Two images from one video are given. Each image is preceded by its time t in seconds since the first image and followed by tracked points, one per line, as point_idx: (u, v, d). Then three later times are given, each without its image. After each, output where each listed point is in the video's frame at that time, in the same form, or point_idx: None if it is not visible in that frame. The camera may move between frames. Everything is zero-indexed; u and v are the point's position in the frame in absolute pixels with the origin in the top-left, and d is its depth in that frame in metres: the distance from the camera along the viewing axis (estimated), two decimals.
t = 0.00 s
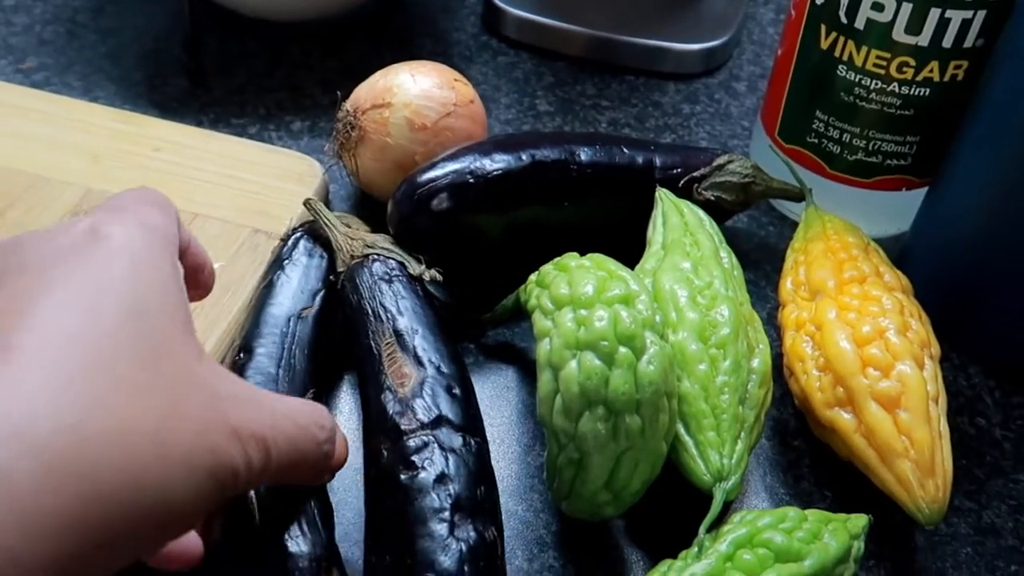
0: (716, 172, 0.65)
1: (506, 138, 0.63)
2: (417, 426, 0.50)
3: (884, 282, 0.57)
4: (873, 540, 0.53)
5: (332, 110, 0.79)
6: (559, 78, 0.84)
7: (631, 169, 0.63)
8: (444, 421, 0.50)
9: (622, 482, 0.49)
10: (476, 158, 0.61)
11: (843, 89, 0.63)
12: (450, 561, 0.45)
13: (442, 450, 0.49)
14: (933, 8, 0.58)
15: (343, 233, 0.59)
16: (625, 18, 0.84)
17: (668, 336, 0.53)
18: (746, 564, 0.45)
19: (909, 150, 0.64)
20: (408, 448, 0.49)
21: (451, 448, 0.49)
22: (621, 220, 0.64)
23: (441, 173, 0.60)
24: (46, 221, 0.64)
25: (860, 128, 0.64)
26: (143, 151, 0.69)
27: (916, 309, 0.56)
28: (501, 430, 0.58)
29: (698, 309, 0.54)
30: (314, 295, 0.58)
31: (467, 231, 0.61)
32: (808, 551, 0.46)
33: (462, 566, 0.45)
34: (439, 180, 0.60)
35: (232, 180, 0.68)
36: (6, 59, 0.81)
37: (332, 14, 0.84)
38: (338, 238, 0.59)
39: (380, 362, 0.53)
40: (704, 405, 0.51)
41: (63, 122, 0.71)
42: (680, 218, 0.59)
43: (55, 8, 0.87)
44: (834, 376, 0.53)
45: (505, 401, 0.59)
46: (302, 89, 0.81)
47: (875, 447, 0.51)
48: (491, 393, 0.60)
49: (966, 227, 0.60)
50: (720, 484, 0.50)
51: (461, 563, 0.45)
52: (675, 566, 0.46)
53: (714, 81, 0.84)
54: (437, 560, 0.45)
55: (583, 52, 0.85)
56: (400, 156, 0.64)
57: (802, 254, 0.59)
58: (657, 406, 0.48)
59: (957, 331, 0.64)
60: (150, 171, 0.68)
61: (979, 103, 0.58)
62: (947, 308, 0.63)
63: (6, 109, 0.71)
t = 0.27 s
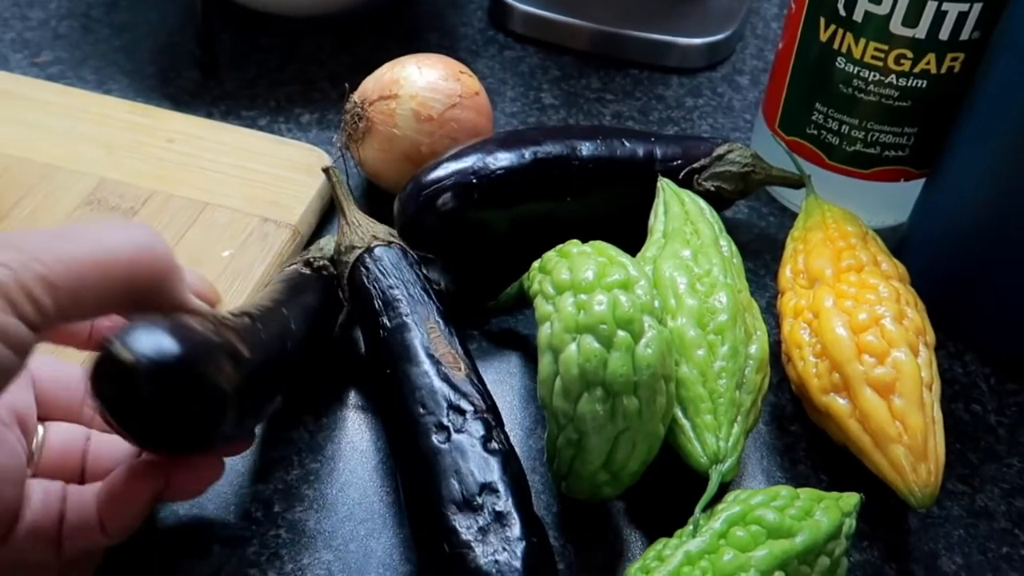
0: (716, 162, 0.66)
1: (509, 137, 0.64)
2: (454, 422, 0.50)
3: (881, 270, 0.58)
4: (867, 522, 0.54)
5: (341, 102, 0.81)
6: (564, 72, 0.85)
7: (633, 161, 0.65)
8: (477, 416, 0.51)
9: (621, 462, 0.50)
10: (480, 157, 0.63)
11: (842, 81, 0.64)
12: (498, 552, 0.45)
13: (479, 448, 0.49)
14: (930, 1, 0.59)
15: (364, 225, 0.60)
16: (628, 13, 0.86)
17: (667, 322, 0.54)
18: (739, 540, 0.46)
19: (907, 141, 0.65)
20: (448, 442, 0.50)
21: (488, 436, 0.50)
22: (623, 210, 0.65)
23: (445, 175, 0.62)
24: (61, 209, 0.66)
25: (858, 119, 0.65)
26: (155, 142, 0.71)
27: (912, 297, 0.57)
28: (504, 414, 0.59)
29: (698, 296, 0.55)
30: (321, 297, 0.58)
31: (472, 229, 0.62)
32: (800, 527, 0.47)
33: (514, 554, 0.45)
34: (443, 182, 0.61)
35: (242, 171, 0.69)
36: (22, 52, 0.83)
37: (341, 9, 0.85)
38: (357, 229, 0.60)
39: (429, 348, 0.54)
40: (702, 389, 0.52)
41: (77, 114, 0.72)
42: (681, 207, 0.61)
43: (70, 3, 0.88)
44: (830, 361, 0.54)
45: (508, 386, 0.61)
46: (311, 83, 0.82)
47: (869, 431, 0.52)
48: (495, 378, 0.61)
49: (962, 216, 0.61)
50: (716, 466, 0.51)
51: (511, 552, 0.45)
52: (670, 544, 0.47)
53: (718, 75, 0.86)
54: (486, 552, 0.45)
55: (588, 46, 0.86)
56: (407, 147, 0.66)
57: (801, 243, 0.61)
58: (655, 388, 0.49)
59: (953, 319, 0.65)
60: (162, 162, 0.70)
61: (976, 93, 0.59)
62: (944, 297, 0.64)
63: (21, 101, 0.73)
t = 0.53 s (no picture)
0: (753, 166, 0.67)
1: (551, 140, 0.66)
2: (474, 417, 0.51)
3: (919, 275, 0.59)
4: (903, 524, 0.55)
5: (380, 102, 0.82)
6: (599, 75, 0.86)
7: (671, 165, 0.66)
8: (497, 413, 0.51)
9: (664, 459, 0.51)
10: (524, 160, 0.64)
11: (880, 89, 0.65)
12: (516, 544, 0.46)
13: (498, 449, 0.50)
14: (970, 10, 0.60)
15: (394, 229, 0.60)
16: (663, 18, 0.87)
17: (709, 323, 0.55)
18: (783, 538, 0.47)
19: (943, 149, 0.66)
20: (472, 438, 0.50)
21: (509, 430, 0.51)
22: (662, 213, 0.66)
23: (490, 178, 0.63)
24: (110, 203, 0.67)
25: (895, 126, 0.66)
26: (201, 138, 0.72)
27: (950, 302, 0.58)
28: (545, 411, 0.60)
29: (738, 298, 0.56)
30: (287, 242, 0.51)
31: (515, 230, 0.64)
32: (841, 526, 0.48)
33: (532, 548, 0.46)
34: (488, 186, 0.62)
35: (286, 168, 0.71)
36: (67, 48, 0.84)
37: (380, 10, 0.86)
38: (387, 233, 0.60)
39: (453, 347, 0.54)
40: (743, 389, 0.53)
41: (124, 109, 0.73)
42: (719, 210, 0.62)
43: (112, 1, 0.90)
44: (870, 365, 0.55)
45: (548, 384, 0.62)
46: (350, 82, 0.83)
47: (908, 434, 0.53)
48: (535, 376, 0.62)
49: (998, 223, 0.62)
50: (757, 465, 0.52)
51: (530, 546, 0.46)
52: (714, 540, 0.48)
53: (751, 80, 0.86)
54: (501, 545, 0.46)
55: (622, 49, 0.87)
56: (450, 146, 0.67)
57: (839, 247, 0.61)
58: (699, 387, 0.50)
59: (987, 326, 0.65)
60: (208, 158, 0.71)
61: (1014, 103, 0.60)
62: (978, 303, 0.65)
63: (69, 95, 0.74)
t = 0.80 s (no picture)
0: (792, 171, 0.67)
1: (591, 141, 0.66)
2: (456, 413, 0.52)
3: (958, 283, 0.59)
4: (939, 530, 0.55)
5: (418, 102, 0.83)
6: (636, 79, 0.87)
7: (711, 168, 0.66)
8: (479, 405, 0.52)
9: (702, 460, 0.52)
10: (565, 162, 0.64)
11: (921, 96, 0.65)
12: (502, 529, 0.47)
13: (478, 454, 0.49)
14: (1016, 19, 0.60)
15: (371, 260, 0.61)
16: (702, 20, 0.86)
17: (749, 325, 0.55)
18: (822, 540, 0.47)
19: (983, 158, 0.66)
20: (449, 434, 0.51)
21: (485, 447, 0.50)
22: (701, 216, 0.66)
23: (531, 177, 0.63)
24: (155, 196, 0.68)
25: (935, 134, 0.66)
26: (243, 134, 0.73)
27: (989, 311, 0.58)
28: (581, 410, 0.61)
29: (778, 302, 0.56)
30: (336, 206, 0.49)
31: (555, 230, 0.64)
32: (880, 530, 0.48)
33: (514, 532, 0.46)
34: (529, 185, 0.63)
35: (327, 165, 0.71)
36: (111, 44, 0.85)
37: (419, 11, 0.87)
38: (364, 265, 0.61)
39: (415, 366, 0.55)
40: (782, 392, 0.53)
41: (168, 105, 0.74)
42: (758, 215, 0.62)
43: None
44: (909, 371, 0.55)
45: (584, 383, 0.62)
46: (389, 82, 0.84)
47: (946, 441, 0.53)
48: (571, 375, 0.63)
49: None
50: (795, 467, 0.52)
51: (513, 531, 0.46)
52: (752, 541, 0.49)
53: (787, 87, 0.87)
54: (486, 531, 0.47)
55: (659, 54, 0.87)
56: (491, 147, 0.67)
57: (877, 253, 0.61)
58: (739, 388, 0.50)
59: None
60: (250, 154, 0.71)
61: None
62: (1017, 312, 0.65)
63: (115, 91, 0.75)
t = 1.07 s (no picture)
0: (817, 167, 0.67)
1: (615, 135, 0.66)
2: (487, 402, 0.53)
3: (985, 280, 0.59)
4: (963, 528, 0.55)
5: (442, 97, 0.83)
6: (659, 76, 0.87)
7: (735, 163, 0.66)
8: (510, 394, 0.53)
9: (726, 452, 0.52)
10: (589, 155, 0.64)
11: (948, 94, 0.65)
12: (534, 515, 0.47)
13: (510, 440, 0.50)
14: None
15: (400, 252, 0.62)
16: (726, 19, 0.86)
17: (774, 320, 0.55)
18: (846, 534, 0.47)
19: (1010, 156, 0.66)
20: (481, 421, 0.52)
21: (518, 437, 0.51)
22: (726, 211, 0.66)
23: (557, 170, 0.63)
24: (181, 186, 0.69)
25: (962, 132, 0.66)
26: (268, 126, 0.73)
27: (1017, 309, 0.57)
28: (603, 403, 0.61)
29: (802, 297, 0.56)
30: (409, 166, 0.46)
31: (578, 223, 0.64)
32: (906, 525, 0.48)
33: (547, 518, 0.47)
34: (555, 178, 0.63)
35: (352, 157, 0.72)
36: (138, 36, 0.86)
37: (444, 6, 0.87)
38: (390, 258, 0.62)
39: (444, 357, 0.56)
40: (806, 386, 0.53)
41: (194, 96, 0.75)
42: (783, 211, 0.61)
43: None
44: (934, 368, 0.55)
45: (607, 376, 0.62)
46: (413, 77, 0.84)
47: (972, 438, 0.53)
48: (594, 368, 0.62)
49: None
50: (819, 462, 0.52)
51: (546, 517, 0.47)
52: (776, 534, 0.49)
53: (812, 85, 0.86)
54: (519, 517, 0.47)
55: (683, 51, 0.87)
56: (516, 140, 0.67)
57: (903, 250, 0.61)
58: (764, 381, 0.50)
59: None
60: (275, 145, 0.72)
61: None
62: None
63: (143, 82, 0.75)
